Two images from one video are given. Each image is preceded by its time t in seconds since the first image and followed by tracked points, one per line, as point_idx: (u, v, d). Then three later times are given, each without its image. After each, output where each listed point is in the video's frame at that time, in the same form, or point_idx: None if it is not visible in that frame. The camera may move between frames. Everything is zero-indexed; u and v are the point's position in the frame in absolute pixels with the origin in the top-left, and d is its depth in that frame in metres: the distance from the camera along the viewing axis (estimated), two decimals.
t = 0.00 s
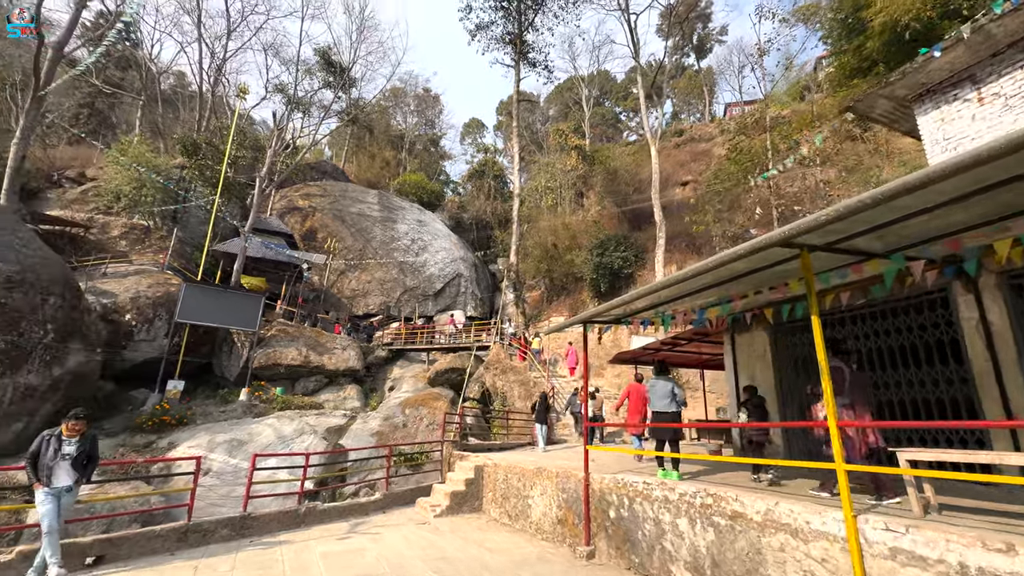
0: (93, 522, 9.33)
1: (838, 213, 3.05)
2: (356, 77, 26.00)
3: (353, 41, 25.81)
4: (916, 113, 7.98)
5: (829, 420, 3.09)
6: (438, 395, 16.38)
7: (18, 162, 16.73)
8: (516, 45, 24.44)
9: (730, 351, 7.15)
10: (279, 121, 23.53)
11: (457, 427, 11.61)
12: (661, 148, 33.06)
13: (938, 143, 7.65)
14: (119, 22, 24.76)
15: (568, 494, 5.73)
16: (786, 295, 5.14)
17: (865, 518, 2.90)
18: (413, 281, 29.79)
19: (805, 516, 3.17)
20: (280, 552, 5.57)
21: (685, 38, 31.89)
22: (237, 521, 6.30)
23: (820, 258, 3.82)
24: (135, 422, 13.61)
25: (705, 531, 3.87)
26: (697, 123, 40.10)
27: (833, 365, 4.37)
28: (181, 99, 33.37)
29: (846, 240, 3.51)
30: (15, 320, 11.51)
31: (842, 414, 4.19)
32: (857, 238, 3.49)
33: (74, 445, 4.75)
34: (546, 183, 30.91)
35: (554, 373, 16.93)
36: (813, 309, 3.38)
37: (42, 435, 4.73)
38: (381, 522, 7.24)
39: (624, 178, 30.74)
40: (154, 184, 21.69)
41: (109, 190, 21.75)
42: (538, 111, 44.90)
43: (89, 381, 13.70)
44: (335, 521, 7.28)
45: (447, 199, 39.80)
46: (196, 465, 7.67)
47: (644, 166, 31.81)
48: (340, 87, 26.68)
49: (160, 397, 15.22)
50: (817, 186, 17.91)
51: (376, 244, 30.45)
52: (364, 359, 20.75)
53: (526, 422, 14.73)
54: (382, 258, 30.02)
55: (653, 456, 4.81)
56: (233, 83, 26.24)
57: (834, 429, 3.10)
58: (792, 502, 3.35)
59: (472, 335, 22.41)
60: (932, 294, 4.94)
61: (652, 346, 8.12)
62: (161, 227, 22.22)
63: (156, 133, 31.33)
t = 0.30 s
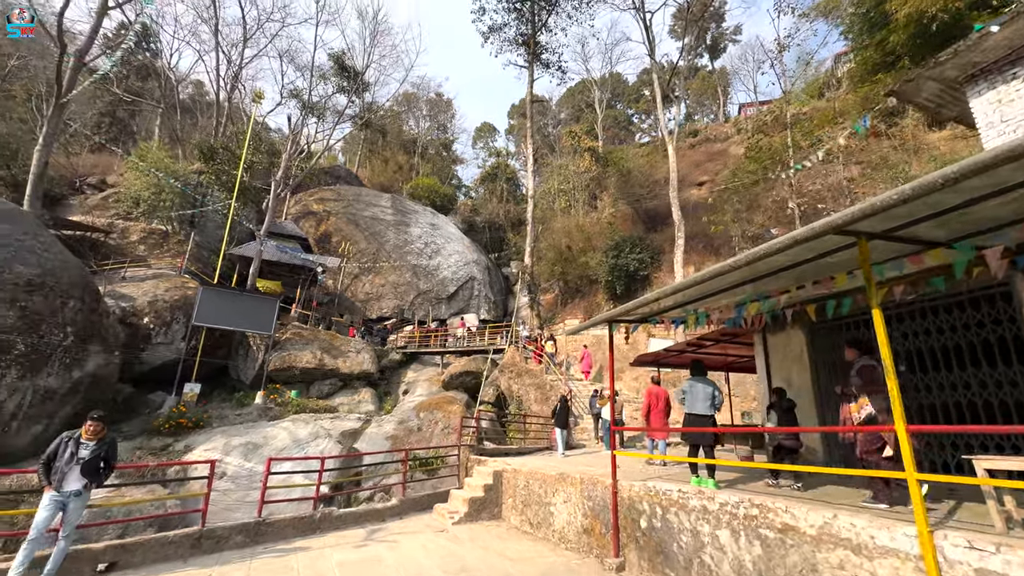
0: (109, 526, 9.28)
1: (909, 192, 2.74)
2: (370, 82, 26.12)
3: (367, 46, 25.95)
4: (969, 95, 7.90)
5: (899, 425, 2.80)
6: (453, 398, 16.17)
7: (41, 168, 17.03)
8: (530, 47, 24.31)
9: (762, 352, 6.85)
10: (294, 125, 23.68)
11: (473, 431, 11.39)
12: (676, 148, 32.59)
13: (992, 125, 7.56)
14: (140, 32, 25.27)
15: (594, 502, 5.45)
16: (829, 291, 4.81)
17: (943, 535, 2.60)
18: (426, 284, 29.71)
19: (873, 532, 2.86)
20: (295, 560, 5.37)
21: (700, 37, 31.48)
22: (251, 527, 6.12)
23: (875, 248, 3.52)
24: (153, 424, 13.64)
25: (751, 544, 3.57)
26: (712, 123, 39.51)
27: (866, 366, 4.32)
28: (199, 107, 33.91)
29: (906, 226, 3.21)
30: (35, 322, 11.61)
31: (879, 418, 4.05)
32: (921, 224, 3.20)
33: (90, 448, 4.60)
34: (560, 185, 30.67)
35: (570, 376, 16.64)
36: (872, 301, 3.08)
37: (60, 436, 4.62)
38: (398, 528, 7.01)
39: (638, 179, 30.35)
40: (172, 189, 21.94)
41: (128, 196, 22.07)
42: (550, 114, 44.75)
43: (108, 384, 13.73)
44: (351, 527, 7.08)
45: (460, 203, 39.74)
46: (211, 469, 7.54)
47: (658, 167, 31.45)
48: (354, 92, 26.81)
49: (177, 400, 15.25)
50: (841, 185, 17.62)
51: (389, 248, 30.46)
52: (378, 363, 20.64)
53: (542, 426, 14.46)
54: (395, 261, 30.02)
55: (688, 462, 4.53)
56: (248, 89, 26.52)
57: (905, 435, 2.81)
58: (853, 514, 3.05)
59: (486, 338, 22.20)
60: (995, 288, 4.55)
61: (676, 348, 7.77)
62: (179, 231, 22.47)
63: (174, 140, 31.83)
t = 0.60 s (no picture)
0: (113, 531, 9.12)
1: (985, 171, 2.42)
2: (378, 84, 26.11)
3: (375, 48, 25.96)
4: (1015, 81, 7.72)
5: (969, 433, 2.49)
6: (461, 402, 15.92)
7: (52, 171, 17.11)
8: (538, 49, 24.17)
9: (788, 354, 6.57)
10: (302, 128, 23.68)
11: (482, 435, 11.12)
12: (686, 150, 32.24)
13: None
14: (151, 38, 25.50)
15: (613, 512, 5.18)
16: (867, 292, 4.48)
17: None
18: (433, 287, 29.54)
19: (937, 552, 2.56)
20: (299, 571, 5.13)
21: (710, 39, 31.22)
22: (255, 535, 5.91)
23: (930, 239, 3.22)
24: (159, 427, 13.52)
25: (793, 562, 3.28)
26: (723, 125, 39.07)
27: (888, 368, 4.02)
28: (209, 112, 34.16)
29: (967, 214, 2.93)
30: (42, 324, 11.55)
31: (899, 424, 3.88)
32: (984, 212, 2.91)
33: (87, 452, 4.42)
34: (568, 188, 30.43)
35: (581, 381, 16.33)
36: (933, 295, 2.78)
37: (57, 439, 4.45)
38: (407, 537, 6.76)
39: (647, 182, 30.03)
40: (181, 192, 21.98)
41: (138, 199, 22.16)
42: (557, 117, 44.63)
43: (115, 386, 13.59)
44: (358, 536, 6.83)
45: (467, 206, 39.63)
46: (214, 473, 7.35)
47: (667, 169, 31.13)
48: (363, 94, 26.81)
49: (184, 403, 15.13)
50: (856, 185, 16.80)
51: (397, 251, 30.36)
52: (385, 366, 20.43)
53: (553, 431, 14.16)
54: (403, 264, 29.91)
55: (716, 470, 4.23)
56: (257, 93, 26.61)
57: (975, 444, 2.51)
58: (913, 531, 2.76)
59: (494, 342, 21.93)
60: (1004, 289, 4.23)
61: (694, 352, 7.38)
62: (188, 234, 22.51)
63: (185, 145, 32.04)
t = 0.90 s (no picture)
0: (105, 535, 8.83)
1: None
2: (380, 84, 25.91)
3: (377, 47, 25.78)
4: None
5: None
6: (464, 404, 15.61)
7: (50, 168, 16.92)
8: (542, 48, 23.96)
9: (807, 352, 6.30)
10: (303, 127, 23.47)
11: (486, 437, 10.82)
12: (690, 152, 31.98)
13: None
14: (152, 37, 25.39)
15: (626, 519, 4.90)
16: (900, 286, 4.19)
17: None
18: (435, 288, 29.29)
19: (1004, 569, 2.27)
20: None
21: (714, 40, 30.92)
22: (249, 542, 5.63)
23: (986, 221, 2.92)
24: (156, 429, 13.25)
25: None
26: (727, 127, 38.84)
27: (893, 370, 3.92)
28: (211, 113, 34.03)
29: None
30: (36, 323, 11.32)
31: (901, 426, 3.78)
32: None
33: (67, 453, 4.19)
34: (570, 189, 30.20)
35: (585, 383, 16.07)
36: (992, 280, 2.51)
37: (34, 441, 4.21)
38: (408, 544, 6.48)
39: (651, 182, 29.77)
40: (181, 191, 21.78)
41: (138, 198, 21.98)
42: (559, 120, 44.47)
43: (111, 386, 13.30)
44: (358, 542, 6.54)
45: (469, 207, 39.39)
46: (208, 475, 7.09)
47: (671, 171, 30.86)
48: (364, 94, 26.64)
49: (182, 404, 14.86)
50: (864, 184, 16.36)
51: (398, 252, 30.12)
52: (386, 367, 20.15)
53: (557, 434, 13.86)
54: (404, 265, 29.65)
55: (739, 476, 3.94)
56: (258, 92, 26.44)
57: None
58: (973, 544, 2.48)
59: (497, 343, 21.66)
60: (1014, 292, 4.28)
61: (706, 352, 7.06)
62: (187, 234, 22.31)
63: (185, 145, 31.88)
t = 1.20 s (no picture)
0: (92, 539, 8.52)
1: None
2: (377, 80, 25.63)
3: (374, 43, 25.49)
4: None
5: None
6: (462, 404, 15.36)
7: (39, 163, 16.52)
8: (541, 43, 23.70)
9: (819, 348, 6.11)
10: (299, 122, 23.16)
11: (485, 437, 10.58)
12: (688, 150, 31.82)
13: None
14: (145, 32, 24.99)
15: (637, 522, 4.67)
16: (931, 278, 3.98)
17: None
18: (432, 287, 29.03)
19: None
20: None
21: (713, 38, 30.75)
22: (240, 547, 5.36)
23: None
24: (147, 429, 12.92)
25: None
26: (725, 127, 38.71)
27: (895, 368, 3.82)
28: (205, 110, 33.59)
29: None
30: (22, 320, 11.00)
31: (910, 426, 3.63)
32: None
33: (43, 453, 3.91)
34: (569, 188, 30.00)
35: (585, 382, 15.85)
36: None
37: (7, 440, 3.92)
38: (407, 549, 6.22)
39: (649, 181, 29.58)
40: (174, 186, 21.40)
41: (130, 194, 21.59)
42: (557, 119, 44.28)
43: (101, 385, 12.95)
44: (355, 547, 6.28)
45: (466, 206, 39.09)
46: (198, 477, 6.78)
47: (669, 170, 30.68)
48: (361, 90, 26.35)
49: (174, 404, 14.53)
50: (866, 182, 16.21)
51: (395, 250, 29.82)
52: (383, 366, 19.86)
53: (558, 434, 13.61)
54: (401, 263, 29.35)
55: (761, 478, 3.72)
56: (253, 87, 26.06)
57: None
58: None
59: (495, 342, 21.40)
60: None
61: (713, 349, 6.83)
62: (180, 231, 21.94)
63: (179, 142, 31.43)
